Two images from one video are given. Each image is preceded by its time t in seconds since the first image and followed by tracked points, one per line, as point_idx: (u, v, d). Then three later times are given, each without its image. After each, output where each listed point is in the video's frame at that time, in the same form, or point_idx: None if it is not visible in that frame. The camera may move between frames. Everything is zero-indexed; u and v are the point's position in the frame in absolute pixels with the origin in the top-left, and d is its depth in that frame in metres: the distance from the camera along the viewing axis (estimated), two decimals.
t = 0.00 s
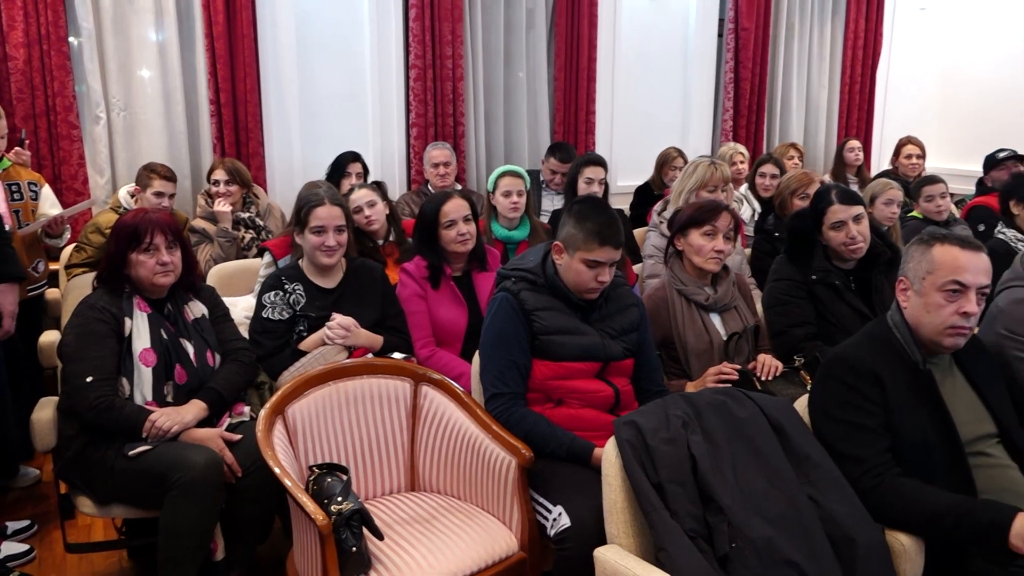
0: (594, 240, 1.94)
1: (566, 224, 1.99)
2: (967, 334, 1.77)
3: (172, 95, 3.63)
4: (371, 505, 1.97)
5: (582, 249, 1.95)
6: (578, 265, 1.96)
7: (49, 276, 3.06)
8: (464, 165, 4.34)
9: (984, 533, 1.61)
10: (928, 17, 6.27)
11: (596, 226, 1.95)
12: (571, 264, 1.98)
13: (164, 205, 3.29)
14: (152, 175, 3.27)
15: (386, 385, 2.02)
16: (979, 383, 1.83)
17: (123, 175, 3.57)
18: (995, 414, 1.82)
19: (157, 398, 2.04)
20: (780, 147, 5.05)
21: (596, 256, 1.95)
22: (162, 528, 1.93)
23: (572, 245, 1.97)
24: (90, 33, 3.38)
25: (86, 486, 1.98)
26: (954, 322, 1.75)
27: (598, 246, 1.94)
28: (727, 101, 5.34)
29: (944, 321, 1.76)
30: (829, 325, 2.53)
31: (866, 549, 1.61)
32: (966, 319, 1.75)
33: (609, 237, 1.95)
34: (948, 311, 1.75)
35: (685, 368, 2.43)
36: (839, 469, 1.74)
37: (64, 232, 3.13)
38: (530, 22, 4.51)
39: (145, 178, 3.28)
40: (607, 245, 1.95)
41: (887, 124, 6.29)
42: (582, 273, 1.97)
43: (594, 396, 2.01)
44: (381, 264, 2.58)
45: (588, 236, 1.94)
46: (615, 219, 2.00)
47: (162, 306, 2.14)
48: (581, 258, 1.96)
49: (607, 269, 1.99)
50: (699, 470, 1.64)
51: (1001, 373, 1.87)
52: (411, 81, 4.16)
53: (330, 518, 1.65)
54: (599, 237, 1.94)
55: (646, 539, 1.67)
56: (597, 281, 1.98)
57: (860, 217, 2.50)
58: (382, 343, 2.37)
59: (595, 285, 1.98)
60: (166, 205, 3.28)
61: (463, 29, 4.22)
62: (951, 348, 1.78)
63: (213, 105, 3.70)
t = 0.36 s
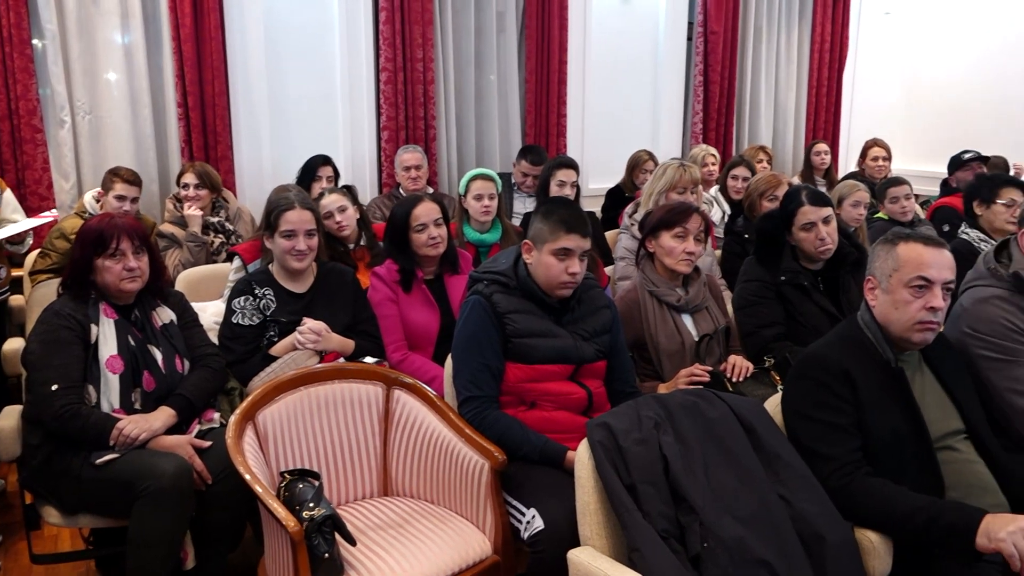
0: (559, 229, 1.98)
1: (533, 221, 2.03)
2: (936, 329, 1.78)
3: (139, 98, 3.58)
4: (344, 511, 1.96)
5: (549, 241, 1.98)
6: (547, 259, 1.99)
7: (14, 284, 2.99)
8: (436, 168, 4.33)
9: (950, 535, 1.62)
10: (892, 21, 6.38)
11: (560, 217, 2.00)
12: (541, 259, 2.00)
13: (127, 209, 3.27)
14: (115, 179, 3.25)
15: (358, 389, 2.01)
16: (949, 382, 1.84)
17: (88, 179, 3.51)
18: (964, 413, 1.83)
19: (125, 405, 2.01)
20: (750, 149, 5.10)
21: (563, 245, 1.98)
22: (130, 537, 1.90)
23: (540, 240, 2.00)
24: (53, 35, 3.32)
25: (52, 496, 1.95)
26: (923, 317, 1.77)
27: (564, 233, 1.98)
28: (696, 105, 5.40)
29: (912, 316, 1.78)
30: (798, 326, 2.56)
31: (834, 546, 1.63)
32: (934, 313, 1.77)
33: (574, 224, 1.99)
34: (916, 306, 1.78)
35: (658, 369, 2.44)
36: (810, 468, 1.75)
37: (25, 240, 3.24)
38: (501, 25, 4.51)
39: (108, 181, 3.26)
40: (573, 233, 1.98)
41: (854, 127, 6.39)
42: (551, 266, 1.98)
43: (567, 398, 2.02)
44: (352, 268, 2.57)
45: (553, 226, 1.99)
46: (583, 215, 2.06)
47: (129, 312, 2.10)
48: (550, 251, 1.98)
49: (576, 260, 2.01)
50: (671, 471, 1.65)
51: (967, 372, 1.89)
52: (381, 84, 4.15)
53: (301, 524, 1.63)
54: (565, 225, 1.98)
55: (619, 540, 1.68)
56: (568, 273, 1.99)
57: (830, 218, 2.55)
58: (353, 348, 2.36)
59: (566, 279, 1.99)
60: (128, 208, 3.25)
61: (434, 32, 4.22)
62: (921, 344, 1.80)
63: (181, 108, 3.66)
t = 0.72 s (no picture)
0: (529, 222, 2.02)
1: (504, 220, 2.06)
2: (907, 324, 1.80)
3: (111, 101, 3.55)
4: (321, 516, 1.95)
5: (520, 235, 2.01)
6: (520, 253, 2.00)
7: None
8: (413, 171, 4.32)
9: (922, 533, 1.64)
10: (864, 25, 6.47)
11: (529, 212, 2.04)
12: (514, 255, 2.02)
13: (94, 212, 3.24)
14: (82, 182, 3.23)
15: (335, 394, 2.00)
16: (920, 382, 1.86)
17: (59, 183, 3.47)
18: (935, 412, 1.85)
19: (97, 412, 1.99)
20: (726, 152, 5.14)
21: (535, 236, 2.01)
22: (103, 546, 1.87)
23: (511, 237, 2.03)
24: (23, 38, 3.28)
25: (23, 505, 1.92)
26: (892, 313, 1.79)
27: (535, 225, 2.01)
28: (672, 107, 5.44)
29: (883, 313, 1.80)
30: (773, 326, 2.58)
31: (810, 544, 1.64)
32: (904, 308, 1.79)
33: (544, 216, 2.03)
34: (887, 303, 1.80)
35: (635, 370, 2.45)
36: (785, 467, 1.77)
37: None
38: (477, 28, 4.52)
39: (75, 185, 3.23)
40: (544, 224, 2.03)
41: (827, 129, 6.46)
42: (525, 259, 2.00)
43: (544, 400, 2.02)
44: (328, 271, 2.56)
45: (523, 220, 2.02)
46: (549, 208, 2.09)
47: (102, 318, 2.08)
48: (522, 244, 2.01)
49: (549, 252, 2.03)
50: (649, 472, 1.66)
51: (938, 371, 1.92)
52: (357, 87, 4.14)
53: (278, 530, 1.62)
54: (534, 217, 2.02)
55: (598, 541, 1.68)
56: (543, 265, 2.00)
57: (805, 221, 2.57)
58: (330, 352, 2.35)
59: (541, 271, 2.00)
60: (94, 212, 3.23)
61: (409, 35, 4.21)
62: (892, 340, 1.82)
63: (154, 111, 3.62)
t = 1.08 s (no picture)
0: (496, 222, 2.03)
1: (473, 222, 2.08)
2: (878, 327, 1.83)
3: (82, 104, 3.50)
4: (297, 521, 1.93)
5: (489, 236, 2.02)
6: (490, 254, 2.01)
7: None
8: (389, 173, 4.31)
9: (895, 529, 1.65)
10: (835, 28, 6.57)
11: (496, 212, 2.05)
12: (483, 256, 2.03)
13: (63, 214, 3.20)
14: (52, 184, 3.19)
15: (310, 398, 1.99)
16: (891, 381, 1.89)
17: (29, 186, 3.42)
18: (906, 410, 1.88)
19: (69, 418, 1.96)
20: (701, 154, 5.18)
21: (503, 236, 2.01)
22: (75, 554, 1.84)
23: (480, 239, 2.04)
24: None
25: None
26: (865, 315, 1.81)
27: (502, 225, 2.02)
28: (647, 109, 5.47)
29: (856, 315, 1.82)
30: (748, 326, 2.59)
31: (784, 542, 1.66)
32: (877, 311, 1.81)
33: (510, 216, 2.04)
34: (859, 305, 1.82)
35: (611, 371, 2.46)
36: (760, 467, 1.78)
37: None
38: (453, 30, 4.51)
39: (44, 187, 3.20)
40: (512, 223, 2.03)
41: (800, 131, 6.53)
42: (496, 260, 2.01)
43: (521, 402, 2.02)
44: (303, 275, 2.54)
45: (490, 221, 2.04)
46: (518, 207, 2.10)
47: (73, 323, 2.05)
48: (490, 245, 2.01)
49: (519, 251, 2.03)
50: (625, 472, 1.67)
51: (910, 370, 1.94)
52: (332, 89, 4.12)
53: (253, 536, 1.60)
54: (501, 218, 2.03)
55: (575, 543, 1.68)
56: (513, 264, 2.01)
57: (779, 223, 2.59)
58: (306, 355, 2.33)
59: (512, 270, 2.01)
60: (64, 213, 3.18)
61: (385, 37, 4.20)
62: (864, 341, 1.84)
63: (126, 113, 3.59)
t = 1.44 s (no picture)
0: (468, 227, 2.03)
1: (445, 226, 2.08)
2: (848, 327, 1.85)
3: (50, 106, 3.45)
4: (272, 527, 1.91)
5: (461, 240, 2.02)
6: (463, 257, 2.01)
7: None
8: (363, 175, 4.30)
9: (868, 526, 1.67)
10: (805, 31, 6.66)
11: (467, 217, 2.06)
12: (456, 259, 2.03)
13: (31, 217, 3.15)
14: (19, 187, 3.14)
15: (285, 402, 1.97)
16: (862, 380, 1.91)
17: None
18: (877, 408, 1.90)
19: (38, 425, 1.93)
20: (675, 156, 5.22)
21: (475, 240, 2.01)
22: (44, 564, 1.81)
23: (453, 242, 2.05)
24: None
25: None
26: (834, 316, 1.83)
27: (473, 229, 2.02)
28: (621, 112, 5.51)
29: (826, 316, 1.83)
30: (722, 327, 2.61)
31: (758, 541, 1.67)
32: (847, 314, 1.83)
33: (482, 219, 2.04)
34: (830, 307, 1.84)
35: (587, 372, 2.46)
36: (734, 466, 1.80)
37: None
38: (427, 33, 4.51)
39: (11, 190, 3.15)
40: (483, 227, 2.03)
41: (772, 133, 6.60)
42: (468, 264, 2.01)
43: (497, 404, 2.01)
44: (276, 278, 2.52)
45: (462, 224, 2.04)
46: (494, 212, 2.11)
47: (42, 329, 2.02)
48: (463, 248, 2.02)
49: (492, 254, 2.03)
50: (601, 473, 1.67)
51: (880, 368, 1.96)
52: (305, 91, 4.10)
53: (227, 542, 1.58)
54: (473, 221, 2.03)
55: (551, 544, 1.68)
56: (486, 267, 2.01)
57: (752, 224, 2.62)
58: (280, 359, 2.31)
59: (485, 273, 2.01)
60: (31, 216, 3.13)
61: (358, 39, 4.19)
62: (835, 342, 1.86)
63: (95, 115, 3.55)
